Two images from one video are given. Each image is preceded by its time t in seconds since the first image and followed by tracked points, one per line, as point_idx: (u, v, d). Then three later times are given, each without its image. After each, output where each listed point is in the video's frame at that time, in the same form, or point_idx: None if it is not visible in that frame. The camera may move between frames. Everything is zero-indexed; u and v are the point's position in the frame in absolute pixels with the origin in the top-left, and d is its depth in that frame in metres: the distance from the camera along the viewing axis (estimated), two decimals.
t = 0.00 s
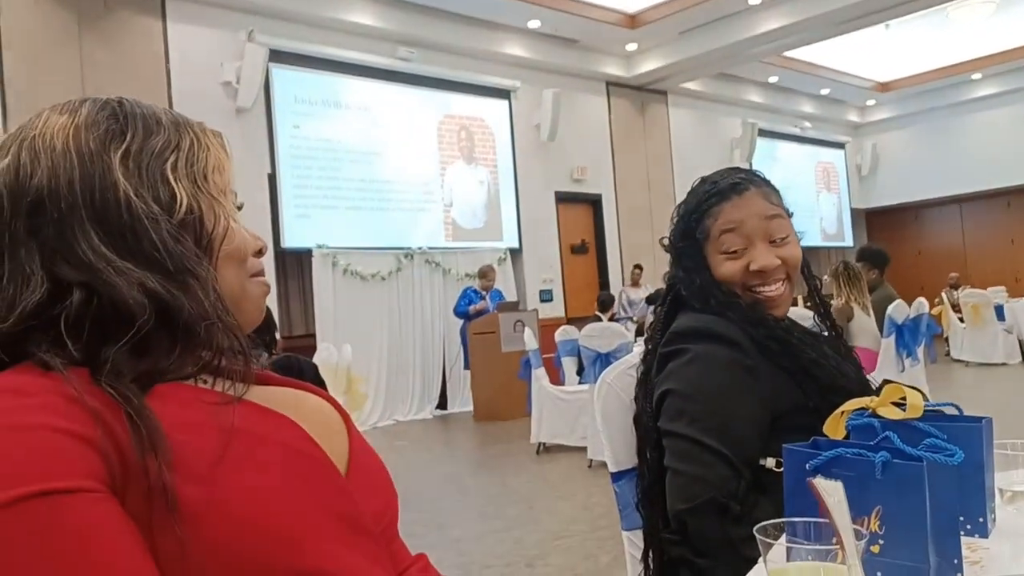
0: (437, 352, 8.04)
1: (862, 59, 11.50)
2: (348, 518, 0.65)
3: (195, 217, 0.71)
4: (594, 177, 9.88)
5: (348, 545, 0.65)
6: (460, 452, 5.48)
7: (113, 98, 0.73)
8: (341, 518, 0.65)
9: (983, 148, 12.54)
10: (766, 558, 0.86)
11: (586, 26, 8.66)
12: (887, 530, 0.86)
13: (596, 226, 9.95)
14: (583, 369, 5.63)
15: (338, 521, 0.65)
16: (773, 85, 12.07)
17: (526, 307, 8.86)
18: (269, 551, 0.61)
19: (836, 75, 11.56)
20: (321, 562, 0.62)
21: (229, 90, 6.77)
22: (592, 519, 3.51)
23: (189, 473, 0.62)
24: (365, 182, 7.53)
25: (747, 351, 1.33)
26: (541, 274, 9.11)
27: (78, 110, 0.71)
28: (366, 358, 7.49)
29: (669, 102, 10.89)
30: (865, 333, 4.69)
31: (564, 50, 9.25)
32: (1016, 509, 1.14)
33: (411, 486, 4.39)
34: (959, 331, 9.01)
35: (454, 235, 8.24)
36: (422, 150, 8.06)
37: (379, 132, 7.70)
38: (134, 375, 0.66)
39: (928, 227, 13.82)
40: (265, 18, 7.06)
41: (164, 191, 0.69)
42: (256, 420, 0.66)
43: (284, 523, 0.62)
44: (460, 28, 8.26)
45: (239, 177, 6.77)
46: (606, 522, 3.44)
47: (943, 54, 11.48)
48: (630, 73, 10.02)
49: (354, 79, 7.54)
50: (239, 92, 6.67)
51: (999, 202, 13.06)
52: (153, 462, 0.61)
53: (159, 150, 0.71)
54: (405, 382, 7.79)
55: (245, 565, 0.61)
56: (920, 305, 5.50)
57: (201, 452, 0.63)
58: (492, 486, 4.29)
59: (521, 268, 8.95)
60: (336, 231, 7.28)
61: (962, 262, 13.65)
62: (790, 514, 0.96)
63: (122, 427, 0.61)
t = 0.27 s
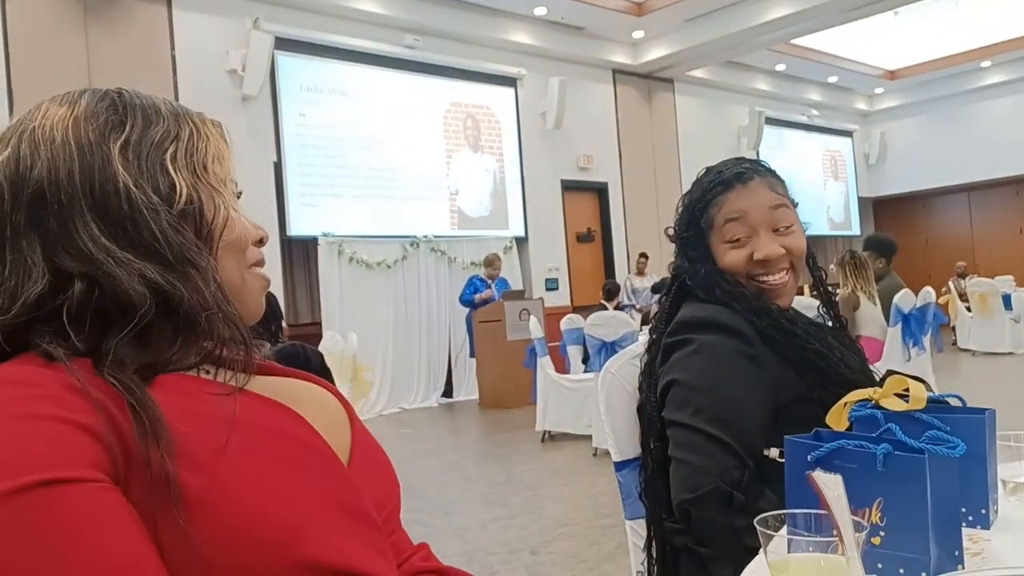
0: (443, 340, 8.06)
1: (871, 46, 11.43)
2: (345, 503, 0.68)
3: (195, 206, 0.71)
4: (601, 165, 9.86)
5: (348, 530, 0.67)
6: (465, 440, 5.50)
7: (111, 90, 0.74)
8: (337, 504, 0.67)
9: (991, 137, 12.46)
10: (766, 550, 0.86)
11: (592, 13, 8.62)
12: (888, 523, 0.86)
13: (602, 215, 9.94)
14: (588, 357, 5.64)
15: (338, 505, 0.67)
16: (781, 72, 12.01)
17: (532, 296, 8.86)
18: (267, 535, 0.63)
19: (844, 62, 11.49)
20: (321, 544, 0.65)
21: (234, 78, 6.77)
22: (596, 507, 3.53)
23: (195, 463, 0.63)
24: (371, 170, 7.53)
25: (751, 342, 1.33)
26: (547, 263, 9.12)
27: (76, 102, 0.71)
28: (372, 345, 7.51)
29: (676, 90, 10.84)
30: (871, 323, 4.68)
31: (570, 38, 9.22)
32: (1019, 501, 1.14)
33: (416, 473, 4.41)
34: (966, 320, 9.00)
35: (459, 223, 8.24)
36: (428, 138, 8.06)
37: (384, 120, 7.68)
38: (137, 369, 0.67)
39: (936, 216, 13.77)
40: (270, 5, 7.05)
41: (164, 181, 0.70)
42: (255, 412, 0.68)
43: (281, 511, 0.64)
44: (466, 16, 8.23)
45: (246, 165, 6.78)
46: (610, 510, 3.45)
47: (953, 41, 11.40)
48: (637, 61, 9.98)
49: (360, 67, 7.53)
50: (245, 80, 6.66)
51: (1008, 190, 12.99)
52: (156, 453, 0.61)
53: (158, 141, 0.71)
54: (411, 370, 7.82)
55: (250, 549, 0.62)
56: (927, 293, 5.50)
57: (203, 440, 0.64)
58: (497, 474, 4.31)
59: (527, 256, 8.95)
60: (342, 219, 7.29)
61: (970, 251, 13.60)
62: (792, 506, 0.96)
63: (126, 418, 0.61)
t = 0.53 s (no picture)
0: (448, 331, 8.07)
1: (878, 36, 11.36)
2: (352, 496, 0.68)
3: (201, 200, 0.71)
4: (607, 155, 9.83)
5: (356, 523, 0.67)
6: (471, 431, 5.52)
7: (117, 83, 0.74)
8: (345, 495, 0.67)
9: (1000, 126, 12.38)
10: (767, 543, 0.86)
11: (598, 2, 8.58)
12: (889, 516, 0.86)
13: (608, 205, 9.92)
14: (594, 348, 5.64)
15: (346, 499, 0.67)
16: (788, 62, 11.95)
17: (538, 287, 8.86)
18: (272, 526, 0.62)
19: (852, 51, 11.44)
20: (328, 536, 0.64)
21: (239, 69, 6.77)
22: (601, 497, 3.54)
23: (201, 456, 0.63)
24: (376, 161, 7.52)
25: (763, 332, 1.33)
26: (553, 254, 9.11)
27: (83, 95, 0.71)
28: (378, 336, 7.53)
29: (682, 80, 10.79)
30: (877, 314, 4.67)
31: (576, 27, 9.19)
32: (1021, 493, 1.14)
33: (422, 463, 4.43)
34: (973, 311, 8.97)
35: (465, 214, 8.23)
36: (434, 129, 8.05)
37: (390, 111, 7.68)
38: (143, 361, 0.68)
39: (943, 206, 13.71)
40: None
41: (170, 175, 0.70)
42: (260, 405, 0.68)
43: (286, 504, 0.63)
44: (471, 6, 8.20)
45: (250, 156, 6.78)
46: (615, 501, 3.45)
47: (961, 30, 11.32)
48: (642, 51, 9.94)
49: (365, 57, 7.52)
50: (250, 71, 6.67)
51: (1016, 180, 12.91)
52: (163, 445, 0.61)
53: (163, 135, 0.71)
54: (416, 360, 7.83)
55: (258, 540, 0.62)
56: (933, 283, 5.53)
57: (209, 432, 0.64)
58: (503, 464, 4.32)
59: (532, 247, 8.94)
60: (348, 210, 7.29)
61: (978, 241, 13.54)
62: (793, 498, 0.97)
63: (135, 412, 0.61)
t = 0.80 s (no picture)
0: (455, 328, 8.08)
1: (885, 33, 11.33)
2: (363, 493, 0.67)
3: (212, 197, 0.71)
4: (613, 152, 9.82)
5: (367, 519, 0.67)
6: (477, 428, 5.53)
7: (128, 82, 0.74)
8: (354, 491, 0.67)
9: (1008, 122, 12.32)
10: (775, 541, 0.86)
11: None
12: (898, 514, 0.86)
13: (614, 202, 9.91)
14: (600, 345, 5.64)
15: (356, 496, 0.67)
16: (795, 59, 11.92)
17: (544, 284, 8.87)
18: (279, 521, 0.62)
19: (859, 47, 11.40)
20: (339, 534, 0.64)
21: (246, 66, 6.78)
22: (608, 495, 3.54)
23: (213, 452, 0.63)
24: (382, 158, 7.53)
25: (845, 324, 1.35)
26: (559, 251, 9.11)
27: (94, 94, 0.71)
28: (384, 333, 7.54)
29: (688, 76, 10.77)
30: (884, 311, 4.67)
31: (582, 24, 9.17)
32: None
33: (429, 460, 4.44)
34: (980, 308, 8.95)
35: (471, 212, 8.23)
36: (441, 126, 8.05)
37: (396, 109, 7.68)
38: (156, 357, 0.68)
39: (950, 203, 13.67)
40: None
41: (180, 172, 0.70)
42: (273, 401, 0.68)
43: (296, 499, 0.63)
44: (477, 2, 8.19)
45: (257, 153, 6.79)
46: (621, 498, 3.46)
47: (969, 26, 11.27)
48: (649, 48, 9.92)
49: (372, 54, 7.51)
50: (257, 68, 6.68)
51: None
52: (176, 442, 0.62)
53: (174, 132, 0.71)
54: (422, 358, 7.85)
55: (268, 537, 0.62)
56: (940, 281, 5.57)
57: (222, 428, 0.64)
58: (509, 461, 4.33)
59: (538, 244, 8.94)
60: (354, 207, 7.30)
61: (985, 238, 13.49)
62: (801, 496, 0.97)
63: (148, 408, 0.62)
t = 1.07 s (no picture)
0: (458, 320, 8.09)
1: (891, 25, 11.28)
2: (370, 493, 0.67)
3: (219, 192, 0.71)
4: (617, 144, 9.80)
5: (374, 518, 0.67)
6: (480, 420, 5.54)
7: (134, 78, 0.74)
8: (362, 493, 0.67)
9: (1014, 115, 12.26)
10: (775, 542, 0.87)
11: None
12: (899, 515, 0.86)
13: (617, 194, 9.90)
14: (603, 338, 5.64)
15: (362, 496, 0.66)
16: (800, 51, 11.87)
17: (547, 277, 8.87)
18: (292, 522, 0.62)
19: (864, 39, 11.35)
20: (347, 532, 0.64)
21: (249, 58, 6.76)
22: (610, 488, 3.55)
23: (224, 450, 0.63)
24: (386, 150, 7.52)
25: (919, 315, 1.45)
26: (562, 243, 9.10)
27: (101, 90, 0.71)
28: (387, 325, 7.55)
29: (693, 68, 10.73)
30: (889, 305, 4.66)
31: (586, 16, 9.14)
32: None
33: (431, 453, 4.45)
34: (985, 302, 8.94)
35: (474, 203, 8.23)
36: (444, 118, 8.04)
37: (399, 101, 7.67)
38: (167, 354, 0.67)
39: (955, 195, 13.63)
40: None
41: (188, 167, 0.69)
42: (283, 399, 0.67)
43: (304, 496, 0.63)
44: None
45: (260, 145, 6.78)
46: (624, 491, 3.47)
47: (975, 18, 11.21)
48: (653, 39, 9.89)
49: (375, 46, 7.50)
50: (260, 60, 6.67)
51: None
52: (189, 442, 0.61)
53: (182, 127, 0.71)
54: (425, 350, 7.86)
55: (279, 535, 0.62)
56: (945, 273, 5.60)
57: (234, 426, 0.64)
58: (512, 454, 4.33)
59: (542, 237, 8.94)
60: (358, 199, 7.30)
61: (990, 231, 13.46)
62: (803, 496, 0.97)
63: (161, 407, 0.61)
